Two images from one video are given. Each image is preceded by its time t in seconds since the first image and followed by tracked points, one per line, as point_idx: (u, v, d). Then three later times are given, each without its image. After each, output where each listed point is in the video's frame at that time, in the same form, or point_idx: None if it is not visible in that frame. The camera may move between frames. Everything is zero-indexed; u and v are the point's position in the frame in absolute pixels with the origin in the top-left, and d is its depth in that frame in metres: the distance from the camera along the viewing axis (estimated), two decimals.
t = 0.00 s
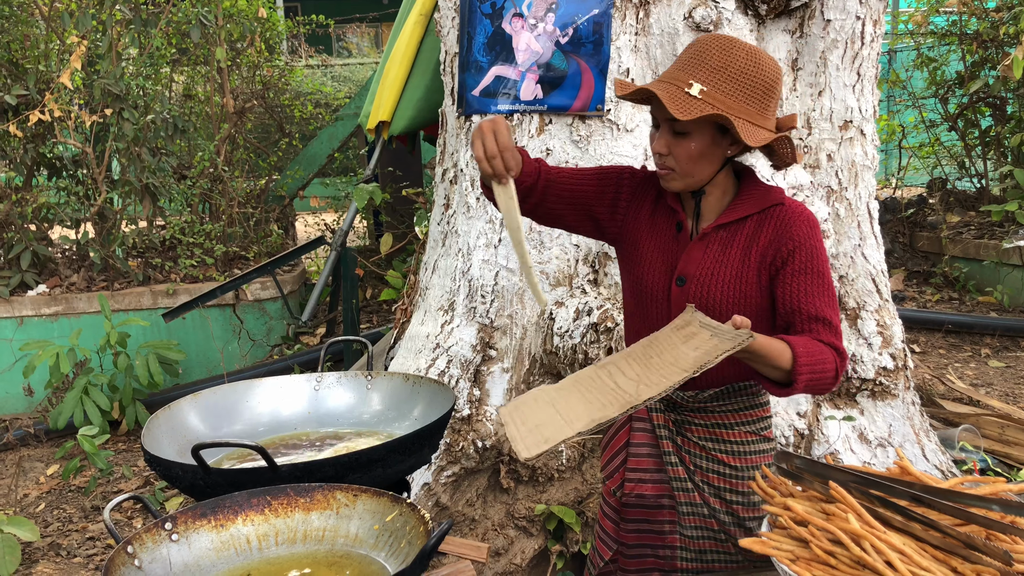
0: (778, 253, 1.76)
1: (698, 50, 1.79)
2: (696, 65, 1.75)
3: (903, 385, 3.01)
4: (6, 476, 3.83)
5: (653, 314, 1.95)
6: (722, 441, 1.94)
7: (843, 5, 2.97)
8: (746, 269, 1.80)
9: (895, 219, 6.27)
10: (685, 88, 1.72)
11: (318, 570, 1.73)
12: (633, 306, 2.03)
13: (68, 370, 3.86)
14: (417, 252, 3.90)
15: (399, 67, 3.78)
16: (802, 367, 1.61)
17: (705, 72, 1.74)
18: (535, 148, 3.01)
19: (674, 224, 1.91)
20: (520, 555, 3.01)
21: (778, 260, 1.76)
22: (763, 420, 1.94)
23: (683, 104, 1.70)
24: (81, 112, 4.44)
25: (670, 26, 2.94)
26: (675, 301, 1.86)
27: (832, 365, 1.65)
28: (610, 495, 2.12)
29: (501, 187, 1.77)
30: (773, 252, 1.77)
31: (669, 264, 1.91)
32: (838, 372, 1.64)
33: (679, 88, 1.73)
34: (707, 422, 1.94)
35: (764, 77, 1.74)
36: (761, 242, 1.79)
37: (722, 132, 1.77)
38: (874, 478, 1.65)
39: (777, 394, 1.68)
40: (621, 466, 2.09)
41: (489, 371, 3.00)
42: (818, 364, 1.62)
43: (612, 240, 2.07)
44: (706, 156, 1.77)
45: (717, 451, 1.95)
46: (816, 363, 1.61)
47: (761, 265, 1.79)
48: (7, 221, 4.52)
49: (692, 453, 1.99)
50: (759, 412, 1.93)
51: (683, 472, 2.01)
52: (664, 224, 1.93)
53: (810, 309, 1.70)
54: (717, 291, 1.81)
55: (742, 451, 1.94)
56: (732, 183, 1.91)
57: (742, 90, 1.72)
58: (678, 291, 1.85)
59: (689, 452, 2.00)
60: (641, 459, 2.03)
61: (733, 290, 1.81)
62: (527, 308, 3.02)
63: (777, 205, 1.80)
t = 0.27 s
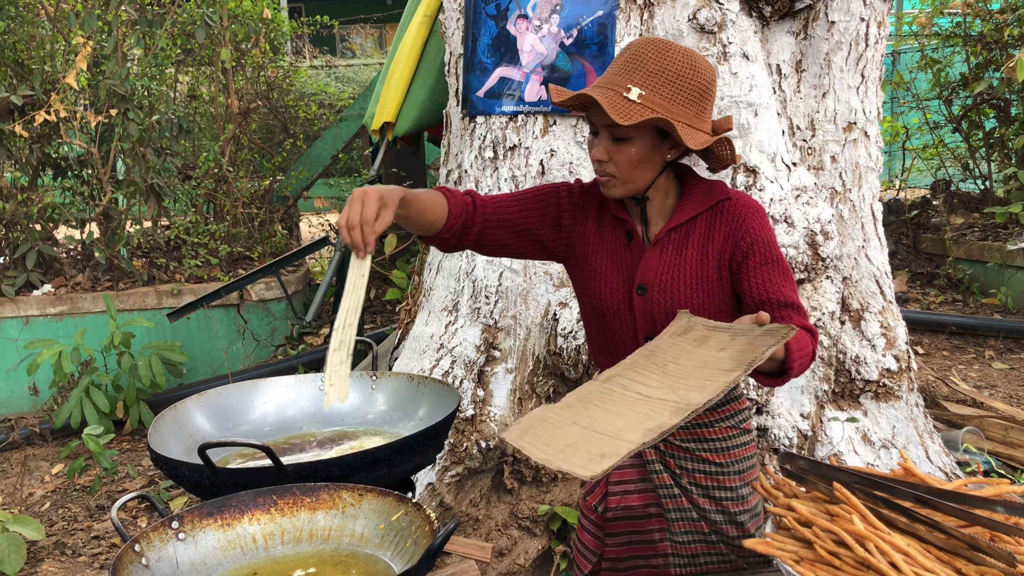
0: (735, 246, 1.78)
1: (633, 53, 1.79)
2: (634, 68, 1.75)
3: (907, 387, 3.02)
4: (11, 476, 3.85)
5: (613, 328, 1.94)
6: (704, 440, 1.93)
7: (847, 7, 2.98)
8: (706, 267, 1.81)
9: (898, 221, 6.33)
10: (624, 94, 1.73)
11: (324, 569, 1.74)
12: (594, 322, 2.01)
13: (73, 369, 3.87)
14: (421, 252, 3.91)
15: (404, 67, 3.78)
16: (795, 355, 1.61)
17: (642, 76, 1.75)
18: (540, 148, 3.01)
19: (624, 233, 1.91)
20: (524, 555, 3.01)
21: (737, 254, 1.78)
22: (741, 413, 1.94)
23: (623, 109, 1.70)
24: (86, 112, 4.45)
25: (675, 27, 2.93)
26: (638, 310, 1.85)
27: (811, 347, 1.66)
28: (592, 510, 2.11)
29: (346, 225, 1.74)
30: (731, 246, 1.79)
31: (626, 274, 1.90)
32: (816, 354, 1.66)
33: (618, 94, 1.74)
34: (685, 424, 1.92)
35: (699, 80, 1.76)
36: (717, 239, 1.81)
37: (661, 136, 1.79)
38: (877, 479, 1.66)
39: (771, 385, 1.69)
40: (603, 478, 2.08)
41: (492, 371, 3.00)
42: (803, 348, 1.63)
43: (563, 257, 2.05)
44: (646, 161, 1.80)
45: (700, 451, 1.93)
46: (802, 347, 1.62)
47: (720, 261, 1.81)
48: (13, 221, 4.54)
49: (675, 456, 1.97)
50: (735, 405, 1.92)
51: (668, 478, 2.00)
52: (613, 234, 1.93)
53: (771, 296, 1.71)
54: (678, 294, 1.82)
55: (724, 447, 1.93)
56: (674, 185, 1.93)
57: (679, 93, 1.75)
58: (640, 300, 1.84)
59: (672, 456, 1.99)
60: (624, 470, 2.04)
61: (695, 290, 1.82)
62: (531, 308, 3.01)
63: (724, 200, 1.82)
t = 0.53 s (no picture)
0: (712, 241, 1.82)
1: (593, 64, 1.78)
2: (597, 83, 1.75)
3: (913, 388, 3.01)
4: (17, 473, 3.86)
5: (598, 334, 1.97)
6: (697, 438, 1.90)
7: (854, 7, 2.97)
8: (687, 265, 1.84)
9: (903, 222, 6.34)
10: (591, 111, 1.73)
11: (331, 567, 1.74)
12: (579, 330, 2.04)
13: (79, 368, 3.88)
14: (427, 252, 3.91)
15: (410, 68, 3.78)
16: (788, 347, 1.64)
17: (606, 90, 1.75)
18: (546, 149, 3.02)
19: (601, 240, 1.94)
20: (529, 555, 2.99)
21: (715, 249, 1.81)
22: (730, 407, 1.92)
23: (593, 129, 1.71)
24: (93, 112, 4.46)
25: (681, 27, 2.93)
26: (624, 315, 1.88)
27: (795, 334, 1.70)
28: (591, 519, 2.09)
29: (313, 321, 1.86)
30: (709, 241, 1.82)
31: (607, 280, 1.92)
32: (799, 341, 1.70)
33: (585, 112, 1.74)
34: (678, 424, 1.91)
35: (663, 85, 1.77)
36: (695, 237, 1.83)
37: (631, 147, 1.80)
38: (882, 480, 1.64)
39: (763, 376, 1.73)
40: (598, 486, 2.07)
41: (498, 371, 3.00)
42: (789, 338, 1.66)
43: (544, 268, 2.08)
44: (619, 171, 1.81)
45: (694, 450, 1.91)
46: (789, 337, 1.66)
47: (699, 258, 1.84)
48: (20, 220, 4.55)
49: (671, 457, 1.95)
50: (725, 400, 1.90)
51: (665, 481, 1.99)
52: (590, 242, 1.95)
53: (750, 286, 1.75)
54: (659, 295, 1.85)
55: (717, 443, 1.91)
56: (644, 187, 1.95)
57: (645, 103, 1.75)
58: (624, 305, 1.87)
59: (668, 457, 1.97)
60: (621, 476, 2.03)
61: (677, 289, 1.85)
62: (537, 308, 3.02)
63: (698, 197, 1.85)
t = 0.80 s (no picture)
0: (711, 239, 1.85)
1: (599, 65, 1.78)
2: (606, 84, 1.75)
3: (916, 389, 3.01)
4: (20, 471, 3.86)
5: (595, 333, 1.97)
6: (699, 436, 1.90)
7: (859, 8, 2.98)
8: (686, 262, 1.87)
9: (907, 224, 6.33)
10: (604, 112, 1.73)
11: (335, 565, 1.74)
12: (576, 329, 2.04)
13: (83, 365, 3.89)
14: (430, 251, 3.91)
15: (414, 68, 3.79)
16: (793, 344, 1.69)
17: (616, 90, 1.75)
18: (550, 148, 3.03)
19: (598, 239, 1.93)
20: (531, 555, 2.99)
21: (715, 246, 1.84)
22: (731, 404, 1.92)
23: (610, 131, 1.71)
24: (98, 110, 4.47)
25: (686, 28, 2.93)
26: (624, 313, 1.89)
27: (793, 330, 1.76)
28: (588, 522, 2.06)
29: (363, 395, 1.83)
30: (709, 239, 1.85)
31: (605, 279, 1.92)
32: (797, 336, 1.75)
33: (598, 112, 1.73)
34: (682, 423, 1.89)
35: (667, 83, 1.79)
36: (694, 235, 1.86)
37: (640, 146, 1.81)
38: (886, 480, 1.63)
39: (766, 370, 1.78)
40: (596, 488, 2.03)
41: (500, 370, 3.01)
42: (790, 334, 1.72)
43: (536, 269, 2.07)
44: (628, 172, 1.80)
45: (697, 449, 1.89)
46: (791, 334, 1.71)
47: (697, 255, 1.87)
48: (24, 217, 4.56)
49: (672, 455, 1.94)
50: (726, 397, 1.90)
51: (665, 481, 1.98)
52: (587, 242, 1.95)
53: (751, 283, 1.79)
54: (660, 291, 1.86)
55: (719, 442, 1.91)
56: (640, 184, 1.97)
57: (654, 102, 1.77)
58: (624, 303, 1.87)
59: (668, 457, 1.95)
60: (621, 477, 2.00)
61: (676, 285, 1.87)
62: (540, 307, 3.02)
63: (695, 195, 1.88)
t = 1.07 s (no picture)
0: (745, 239, 1.85)
1: (658, 52, 1.73)
2: (676, 70, 1.71)
3: (917, 391, 3.01)
4: (23, 469, 3.87)
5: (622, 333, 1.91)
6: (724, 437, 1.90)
7: (862, 10, 2.98)
8: (719, 262, 1.86)
9: (910, 226, 6.34)
10: (685, 98, 1.69)
11: (337, 563, 1.74)
12: (599, 330, 1.97)
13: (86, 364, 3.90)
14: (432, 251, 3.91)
15: (417, 68, 3.78)
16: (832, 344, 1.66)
17: (684, 77, 1.72)
18: (552, 149, 3.02)
19: (630, 236, 1.88)
20: (532, 555, 3.01)
21: (749, 246, 1.85)
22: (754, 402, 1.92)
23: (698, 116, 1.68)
24: (102, 109, 4.48)
25: (689, 28, 2.93)
26: (658, 313, 1.84)
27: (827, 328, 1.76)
28: (616, 527, 2.03)
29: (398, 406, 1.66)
30: (741, 239, 1.86)
31: (636, 278, 1.87)
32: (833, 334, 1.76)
33: (678, 99, 1.69)
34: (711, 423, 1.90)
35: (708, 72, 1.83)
36: (728, 234, 1.86)
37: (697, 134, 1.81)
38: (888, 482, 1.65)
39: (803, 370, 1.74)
40: (625, 492, 2.00)
41: (502, 370, 3.01)
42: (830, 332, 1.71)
43: (557, 267, 1.98)
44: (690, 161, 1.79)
45: (724, 450, 1.90)
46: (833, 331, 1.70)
47: (730, 255, 1.86)
48: (28, 216, 4.57)
49: (699, 458, 1.93)
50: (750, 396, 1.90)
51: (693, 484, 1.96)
52: (617, 239, 1.89)
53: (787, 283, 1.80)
54: (695, 290, 1.84)
55: (744, 442, 1.91)
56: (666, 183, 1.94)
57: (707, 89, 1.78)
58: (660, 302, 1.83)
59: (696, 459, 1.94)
60: (649, 480, 1.97)
61: (710, 285, 1.85)
62: (542, 308, 3.02)
63: (727, 195, 1.88)
